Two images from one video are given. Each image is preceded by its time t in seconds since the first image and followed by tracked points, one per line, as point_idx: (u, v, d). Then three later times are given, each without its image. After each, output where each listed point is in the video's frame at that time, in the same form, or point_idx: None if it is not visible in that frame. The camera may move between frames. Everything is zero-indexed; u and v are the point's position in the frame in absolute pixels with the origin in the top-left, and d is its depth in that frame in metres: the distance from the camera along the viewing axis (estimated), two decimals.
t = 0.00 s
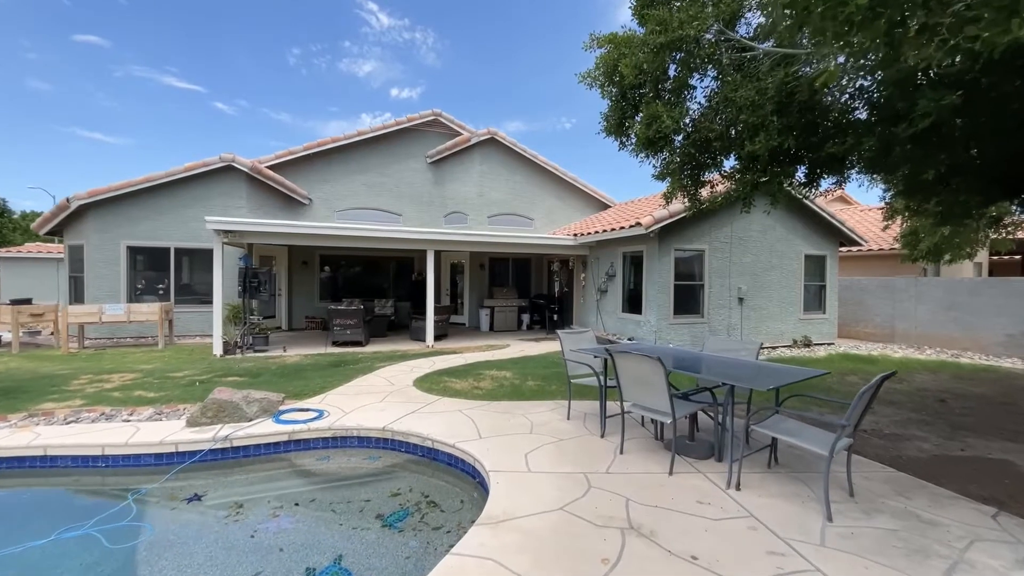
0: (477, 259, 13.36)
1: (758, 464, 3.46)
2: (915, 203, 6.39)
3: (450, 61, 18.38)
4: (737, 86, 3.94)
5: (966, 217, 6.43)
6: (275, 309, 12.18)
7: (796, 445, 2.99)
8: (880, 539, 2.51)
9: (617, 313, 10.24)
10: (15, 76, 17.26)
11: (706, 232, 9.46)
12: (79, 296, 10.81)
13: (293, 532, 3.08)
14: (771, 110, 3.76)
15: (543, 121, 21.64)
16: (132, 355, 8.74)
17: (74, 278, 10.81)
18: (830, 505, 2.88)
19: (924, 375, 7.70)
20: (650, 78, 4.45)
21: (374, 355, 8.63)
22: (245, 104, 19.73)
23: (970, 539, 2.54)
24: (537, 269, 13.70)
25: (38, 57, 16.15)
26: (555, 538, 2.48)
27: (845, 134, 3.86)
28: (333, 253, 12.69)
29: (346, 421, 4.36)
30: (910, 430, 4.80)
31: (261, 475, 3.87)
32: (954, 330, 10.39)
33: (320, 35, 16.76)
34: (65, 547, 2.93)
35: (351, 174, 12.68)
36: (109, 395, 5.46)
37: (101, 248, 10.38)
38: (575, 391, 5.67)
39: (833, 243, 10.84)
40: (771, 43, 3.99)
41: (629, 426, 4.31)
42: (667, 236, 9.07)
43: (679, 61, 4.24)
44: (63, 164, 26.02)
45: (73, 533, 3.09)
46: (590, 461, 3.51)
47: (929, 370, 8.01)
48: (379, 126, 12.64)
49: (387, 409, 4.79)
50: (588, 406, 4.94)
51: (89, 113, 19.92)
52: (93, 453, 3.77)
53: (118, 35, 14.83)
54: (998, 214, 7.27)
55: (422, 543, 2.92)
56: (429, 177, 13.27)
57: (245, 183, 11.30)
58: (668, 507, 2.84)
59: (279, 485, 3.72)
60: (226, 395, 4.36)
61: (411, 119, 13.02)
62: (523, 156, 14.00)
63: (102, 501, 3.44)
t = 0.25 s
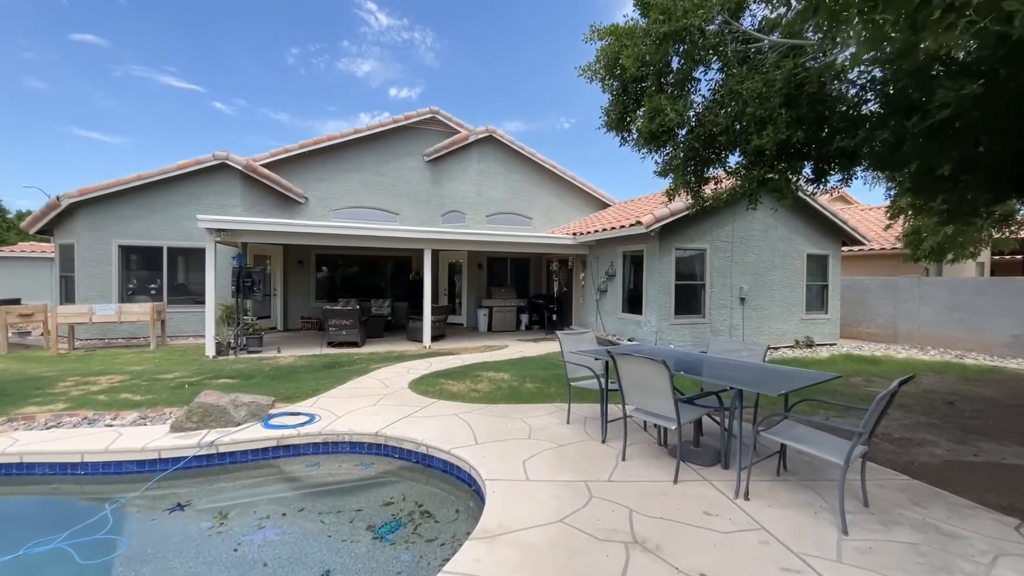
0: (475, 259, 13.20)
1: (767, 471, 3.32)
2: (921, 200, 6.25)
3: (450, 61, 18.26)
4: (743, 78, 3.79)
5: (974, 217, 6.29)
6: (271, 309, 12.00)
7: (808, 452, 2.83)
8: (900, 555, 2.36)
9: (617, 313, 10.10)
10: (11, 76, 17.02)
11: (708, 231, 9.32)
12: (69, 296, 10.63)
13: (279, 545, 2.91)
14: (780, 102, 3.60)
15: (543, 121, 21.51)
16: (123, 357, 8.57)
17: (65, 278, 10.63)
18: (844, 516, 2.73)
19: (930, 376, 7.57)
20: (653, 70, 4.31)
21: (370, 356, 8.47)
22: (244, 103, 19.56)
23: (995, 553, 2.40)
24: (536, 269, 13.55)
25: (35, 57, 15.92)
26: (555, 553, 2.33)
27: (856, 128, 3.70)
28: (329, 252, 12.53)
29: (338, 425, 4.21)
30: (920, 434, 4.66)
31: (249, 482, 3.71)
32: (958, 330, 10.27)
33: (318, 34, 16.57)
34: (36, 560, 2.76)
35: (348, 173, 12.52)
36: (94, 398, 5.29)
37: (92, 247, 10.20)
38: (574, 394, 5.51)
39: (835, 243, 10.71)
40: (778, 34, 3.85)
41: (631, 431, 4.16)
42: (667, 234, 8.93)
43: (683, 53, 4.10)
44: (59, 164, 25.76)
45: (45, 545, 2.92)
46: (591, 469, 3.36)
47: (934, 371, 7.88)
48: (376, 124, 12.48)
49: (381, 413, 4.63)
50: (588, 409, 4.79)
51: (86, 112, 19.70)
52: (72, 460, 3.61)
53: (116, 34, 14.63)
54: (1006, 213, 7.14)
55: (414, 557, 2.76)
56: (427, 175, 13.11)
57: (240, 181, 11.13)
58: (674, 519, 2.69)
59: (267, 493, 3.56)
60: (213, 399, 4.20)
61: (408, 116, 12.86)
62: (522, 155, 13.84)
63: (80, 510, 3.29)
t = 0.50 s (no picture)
0: (474, 258, 13.05)
1: (776, 478, 3.19)
2: (928, 198, 6.12)
3: (449, 61, 18.12)
4: (750, 71, 3.66)
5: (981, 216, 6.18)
6: (266, 308, 11.84)
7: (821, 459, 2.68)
8: (921, 568, 2.22)
9: (617, 313, 9.97)
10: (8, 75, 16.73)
11: (710, 230, 9.20)
12: (61, 295, 10.47)
13: (266, 556, 2.76)
14: (788, 94, 3.47)
15: (542, 121, 21.40)
16: (115, 357, 8.42)
17: (57, 277, 10.46)
18: (859, 526, 2.60)
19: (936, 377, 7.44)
20: (656, 62, 4.18)
21: (366, 356, 8.33)
22: (243, 103, 19.40)
23: (1021, 567, 2.27)
24: (535, 268, 13.41)
25: (33, 56, 15.70)
26: (556, 568, 2.19)
27: (866, 123, 3.58)
28: (326, 251, 12.38)
29: (331, 429, 4.08)
30: (930, 438, 4.53)
31: (237, 489, 3.57)
32: (962, 331, 10.16)
33: (317, 33, 16.42)
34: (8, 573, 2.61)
35: (345, 171, 12.37)
36: (81, 400, 5.14)
37: (84, 245, 10.04)
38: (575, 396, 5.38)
39: (838, 242, 10.59)
40: (785, 25, 3.73)
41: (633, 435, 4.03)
42: (668, 233, 8.80)
43: (687, 45, 3.98)
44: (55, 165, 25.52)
45: (19, 556, 2.77)
46: (593, 476, 3.23)
47: (939, 372, 7.76)
48: (373, 122, 12.33)
49: (375, 416, 4.48)
50: (589, 412, 4.65)
51: (83, 112, 19.49)
52: (52, 466, 3.47)
53: (114, 33, 14.47)
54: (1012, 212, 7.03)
55: (408, 569, 2.62)
56: (425, 174, 12.97)
57: (235, 179, 10.98)
58: (681, 530, 2.55)
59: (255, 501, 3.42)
60: (201, 402, 4.05)
61: (406, 114, 12.71)
62: (521, 153, 13.70)
63: (59, 519, 3.14)
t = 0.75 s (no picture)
0: (472, 257, 12.89)
1: (788, 487, 3.04)
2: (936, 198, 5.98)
3: (449, 61, 18.00)
4: (760, 61, 3.49)
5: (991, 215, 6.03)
6: (262, 308, 11.67)
7: (839, 470, 2.52)
8: None
9: (617, 313, 9.82)
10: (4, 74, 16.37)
11: (713, 229, 9.05)
12: (52, 295, 10.28)
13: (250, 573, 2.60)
14: (800, 85, 3.32)
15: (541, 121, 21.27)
16: (105, 358, 8.24)
17: (48, 277, 10.28)
18: (881, 541, 2.45)
19: (943, 379, 7.30)
20: (661, 53, 4.04)
21: (362, 358, 8.17)
22: (241, 103, 19.21)
23: None
24: (534, 268, 13.26)
25: (30, 55, 15.40)
26: None
27: (882, 116, 3.41)
28: (322, 250, 12.22)
29: (323, 435, 3.92)
30: (943, 443, 4.38)
31: (223, 498, 3.40)
32: (967, 331, 10.02)
33: (315, 33, 16.26)
34: None
35: (342, 169, 12.20)
36: (65, 404, 4.97)
37: (75, 244, 9.86)
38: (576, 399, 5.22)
39: (841, 242, 10.46)
40: (795, 14, 3.59)
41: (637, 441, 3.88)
42: (670, 232, 8.65)
43: (693, 36, 3.84)
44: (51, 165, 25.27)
45: None
46: (597, 485, 3.07)
47: (946, 374, 7.62)
48: (371, 119, 12.16)
49: (369, 421, 4.33)
50: (591, 417, 4.49)
51: (79, 112, 19.23)
52: (28, 475, 3.30)
53: (112, 33, 14.28)
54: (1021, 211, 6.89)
55: None
56: (423, 172, 12.80)
57: (229, 177, 10.80)
58: (692, 545, 2.40)
59: (241, 511, 3.25)
60: (187, 406, 3.89)
61: (404, 112, 12.55)
62: (520, 152, 13.54)
63: (33, 531, 2.97)
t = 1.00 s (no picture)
0: (471, 257, 12.73)
1: (799, 496, 2.91)
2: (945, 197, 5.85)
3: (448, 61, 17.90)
4: (769, 51, 3.36)
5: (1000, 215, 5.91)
6: (257, 308, 11.51)
7: (856, 479, 2.38)
8: None
9: (618, 314, 9.69)
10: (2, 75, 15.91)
11: (714, 228, 8.91)
12: (43, 295, 10.11)
13: None
14: (811, 76, 3.19)
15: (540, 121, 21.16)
16: (96, 360, 8.09)
17: (39, 276, 10.11)
18: (901, 555, 2.31)
19: (949, 380, 7.18)
20: (665, 44, 3.92)
21: (359, 359, 8.03)
22: (240, 102, 19.06)
23: None
24: (533, 267, 13.11)
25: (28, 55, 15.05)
26: None
27: (896, 109, 3.27)
28: (319, 250, 12.07)
29: (314, 440, 3.78)
30: (956, 447, 4.24)
31: (210, 507, 3.26)
32: (971, 332, 9.91)
33: (314, 32, 16.11)
34: None
35: (339, 167, 12.05)
36: (49, 407, 4.82)
37: (66, 243, 9.69)
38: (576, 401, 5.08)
39: (844, 241, 10.34)
40: (806, 3, 3.46)
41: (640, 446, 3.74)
42: (672, 231, 8.52)
43: (697, 27, 3.73)
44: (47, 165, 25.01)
45: None
46: (600, 494, 2.93)
47: (953, 375, 7.49)
48: (368, 117, 12.02)
49: (363, 425, 4.18)
50: (592, 420, 4.36)
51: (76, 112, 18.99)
52: (5, 483, 3.15)
53: (110, 32, 14.09)
54: None
55: None
56: (421, 170, 12.65)
57: (224, 175, 10.65)
58: (702, 560, 2.26)
59: (228, 521, 3.10)
60: (172, 410, 3.75)
61: (402, 110, 12.41)
62: (519, 150, 13.40)
63: (7, 543, 2.82)
